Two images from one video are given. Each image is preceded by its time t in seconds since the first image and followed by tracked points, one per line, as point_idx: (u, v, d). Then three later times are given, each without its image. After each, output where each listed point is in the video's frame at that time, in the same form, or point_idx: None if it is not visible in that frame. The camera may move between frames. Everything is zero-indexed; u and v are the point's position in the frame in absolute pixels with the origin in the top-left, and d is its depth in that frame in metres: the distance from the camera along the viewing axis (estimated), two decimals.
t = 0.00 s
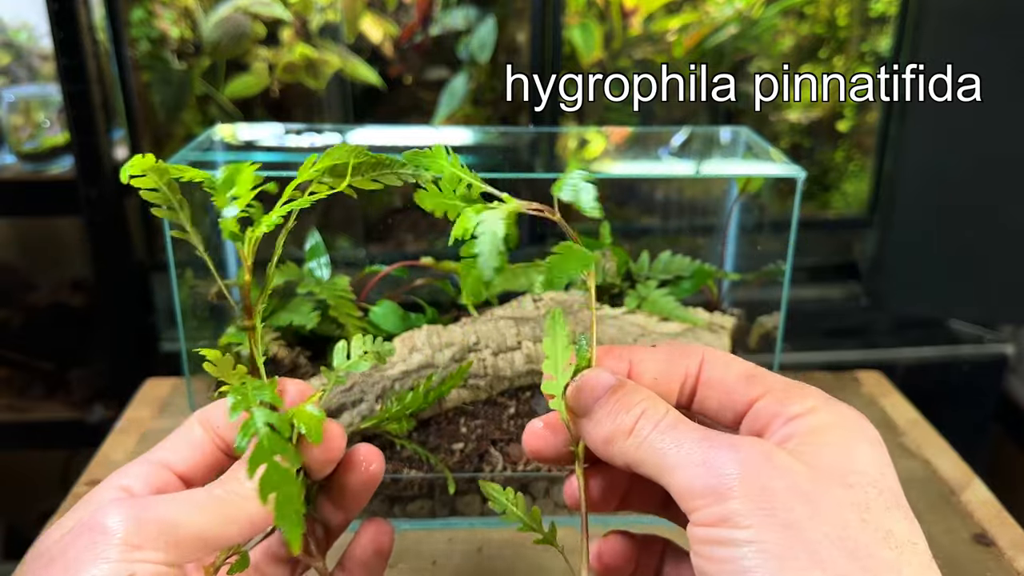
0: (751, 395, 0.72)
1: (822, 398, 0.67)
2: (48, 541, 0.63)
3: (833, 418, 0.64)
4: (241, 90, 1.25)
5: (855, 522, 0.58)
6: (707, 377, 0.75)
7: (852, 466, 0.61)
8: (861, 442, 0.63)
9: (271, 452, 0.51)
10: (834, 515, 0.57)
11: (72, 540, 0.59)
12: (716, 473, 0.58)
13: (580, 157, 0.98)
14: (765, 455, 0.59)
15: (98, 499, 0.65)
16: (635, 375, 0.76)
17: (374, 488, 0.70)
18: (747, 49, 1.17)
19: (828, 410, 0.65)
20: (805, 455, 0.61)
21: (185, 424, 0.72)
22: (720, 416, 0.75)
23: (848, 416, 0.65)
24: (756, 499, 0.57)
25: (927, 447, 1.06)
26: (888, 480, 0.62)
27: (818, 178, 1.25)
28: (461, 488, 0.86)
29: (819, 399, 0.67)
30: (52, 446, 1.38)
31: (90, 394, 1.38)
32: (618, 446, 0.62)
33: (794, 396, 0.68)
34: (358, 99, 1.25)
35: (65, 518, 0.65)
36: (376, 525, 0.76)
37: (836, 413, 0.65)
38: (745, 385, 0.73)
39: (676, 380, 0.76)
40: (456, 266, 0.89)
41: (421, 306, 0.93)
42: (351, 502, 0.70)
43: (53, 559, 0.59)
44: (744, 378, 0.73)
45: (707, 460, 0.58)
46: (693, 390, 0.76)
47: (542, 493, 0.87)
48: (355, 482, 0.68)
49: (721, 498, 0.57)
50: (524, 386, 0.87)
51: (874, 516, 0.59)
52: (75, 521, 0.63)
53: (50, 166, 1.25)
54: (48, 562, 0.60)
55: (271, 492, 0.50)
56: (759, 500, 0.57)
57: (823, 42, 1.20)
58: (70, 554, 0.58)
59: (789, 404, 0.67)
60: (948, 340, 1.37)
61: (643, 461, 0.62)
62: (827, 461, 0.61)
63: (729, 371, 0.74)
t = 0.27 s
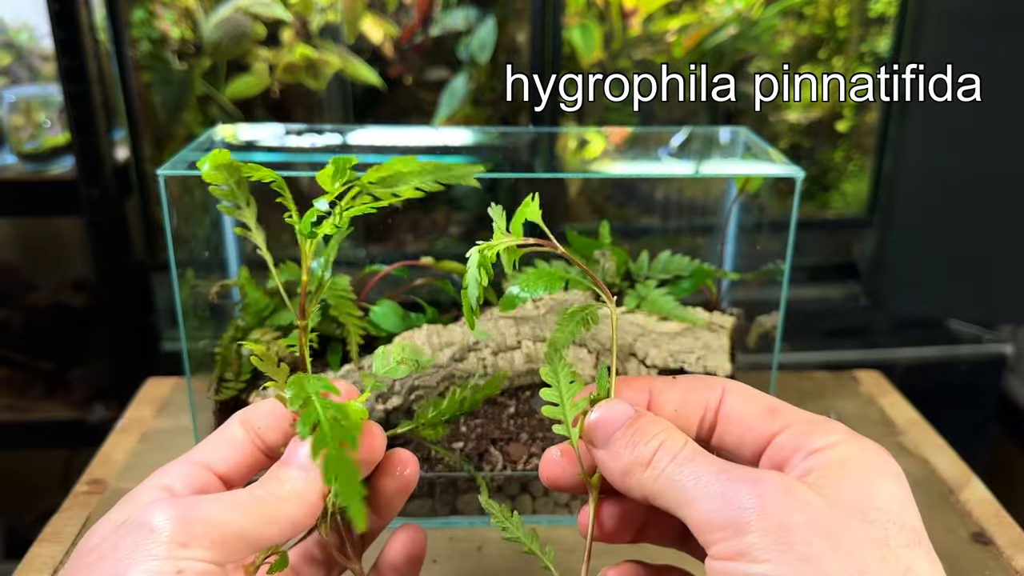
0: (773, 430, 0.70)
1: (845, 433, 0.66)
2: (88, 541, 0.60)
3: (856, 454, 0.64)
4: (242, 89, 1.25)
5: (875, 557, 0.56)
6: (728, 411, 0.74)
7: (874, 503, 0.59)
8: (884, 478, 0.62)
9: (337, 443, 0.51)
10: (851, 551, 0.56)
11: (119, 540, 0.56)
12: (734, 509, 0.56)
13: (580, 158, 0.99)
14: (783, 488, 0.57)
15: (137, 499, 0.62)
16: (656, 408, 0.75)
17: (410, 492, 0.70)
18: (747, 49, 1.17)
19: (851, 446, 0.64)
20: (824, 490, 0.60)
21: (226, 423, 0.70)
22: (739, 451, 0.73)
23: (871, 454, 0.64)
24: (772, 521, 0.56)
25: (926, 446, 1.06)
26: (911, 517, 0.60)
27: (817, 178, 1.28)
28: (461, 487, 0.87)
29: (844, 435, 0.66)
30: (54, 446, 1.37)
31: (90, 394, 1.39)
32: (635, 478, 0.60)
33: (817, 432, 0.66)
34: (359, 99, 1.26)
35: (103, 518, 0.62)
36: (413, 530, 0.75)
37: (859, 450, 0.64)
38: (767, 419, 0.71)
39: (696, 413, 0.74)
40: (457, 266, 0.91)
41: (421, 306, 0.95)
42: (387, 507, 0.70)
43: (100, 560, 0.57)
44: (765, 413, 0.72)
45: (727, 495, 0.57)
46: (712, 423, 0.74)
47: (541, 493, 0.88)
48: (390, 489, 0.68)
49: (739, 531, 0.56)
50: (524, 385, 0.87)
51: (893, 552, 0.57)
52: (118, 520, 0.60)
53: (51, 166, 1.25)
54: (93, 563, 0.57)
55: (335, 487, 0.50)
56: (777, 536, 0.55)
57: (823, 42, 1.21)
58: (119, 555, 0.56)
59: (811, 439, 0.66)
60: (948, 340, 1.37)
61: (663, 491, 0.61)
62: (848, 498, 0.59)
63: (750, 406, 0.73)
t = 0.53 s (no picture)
0: (783, 440, 0.71)
1: (854, 441, 0.67)
2: (106, 536, 0.60)
3: (871, 457, 0.64)
4: (241, 90, 1.25)
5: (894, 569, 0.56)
6: (736, 423, 0.74)
7: (891, 511, 0.59)
8: (900, 485, 0.62)
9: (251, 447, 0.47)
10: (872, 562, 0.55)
11: (138, 535, 0.57)
12: (751, 518, 0.56)
13: (580, 158, 0.99)
14: (800, 499, 0.57)
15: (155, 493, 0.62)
16: (661, 416, 0.74)
17: (425, 495, 0.71)
18: (747, 49, 1.17)
19: (864, 451, 0.65)
20: (842, 499, 0.59)
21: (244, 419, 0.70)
22: (749, 463, 0.73)
23: (884, 458, 0.65)
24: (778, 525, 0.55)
25: (926, 446, 1.06)
26: (926, 526, 0.61)
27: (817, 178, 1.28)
28: (461, 486, 0.88)
29: (854, 442, 0.67)
30: (55, 447, 1.37)
31: (90, 394, 1.39)
32: (649, 487, 0.60)
33: (829, 440, 0.67)
34: (359, 99, 1.26)
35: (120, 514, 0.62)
36: (427, 534, 0.74)
37: (874, 453, 0.65)
38: (775, 431, 0.72)
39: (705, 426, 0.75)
40: (457, 266, 0.91)
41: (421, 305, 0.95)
42: (401, 507, 0.70)
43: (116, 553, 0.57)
44: (775, 424, 0.72)
45: (743, 504, 0.57)
46: (721, 436, 0.75)
47: (541, 492, 0.88)
48: (405, 489, 0.69)
49: (755, 541, 0.55)
50: (524, 385, 0.87)
51: (912, 563, 0.57)
52: (137, 515, 0.60)
53: (51, 166, 1.25)
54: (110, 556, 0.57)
55: (218, 488, 0.45)
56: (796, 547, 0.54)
57: (822, 42, 1.21)
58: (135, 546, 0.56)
59: (826, 446, 0.67)
60: (948, 340, 1.37)
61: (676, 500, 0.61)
62: (867, 508, 0.59)
63: (758, 418, 0.74)
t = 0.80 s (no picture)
0: (778, 430, 0.71)
1: (851, 429, 0.67)
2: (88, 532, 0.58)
3: (865, 446, 0.64)
4: (241, 90, 1.25)
5: (893, 560, 0.56)
6: (730, 414, 0.75)
7: (888, 501, 0.59)
8: (898, 474, 0.61)
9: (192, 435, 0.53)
10: (870, 554, 0.55)
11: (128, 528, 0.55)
12: (748, 509, 0.56)
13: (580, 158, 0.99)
14: (797, 490, 0.57)
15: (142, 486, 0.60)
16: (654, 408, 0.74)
17: (423, 486, 0.71)
18: (747, 49, 1.19)
19: (861, 440, 0.65)
20: (840, 489, 0.59)
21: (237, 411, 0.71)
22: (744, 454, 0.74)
23: (881, 446, 0.64)
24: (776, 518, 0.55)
25: (926, 447, 1.06)
26: (925, 516, 0.60)
27: (817, 177, 1.29)
28: (461, 487, 0.87)
29: (850, 431, 0.67)
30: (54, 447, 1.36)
31: (90, 394, 1.39)
32: (645, 477, 0.60)
33: (824, 429, 0.67)
34: (359, 99, 1.26)
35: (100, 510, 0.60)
36: (427, 524, 0.75)
37: (869, 441, 0.64)
38: (770, 420, 0.73)
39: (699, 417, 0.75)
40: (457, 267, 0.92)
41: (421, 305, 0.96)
42: (400, 497, 0.70)
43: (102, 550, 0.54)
44: (770, 413, 0.73)
45: (741, 495, 0.57)
46: (716, 428, 0.75)
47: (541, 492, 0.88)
48: (402, 478, 0.69)
49: (753, 532, 0.55)
50: (524, 385, 0.88)
51: (911, 554, 0.57)
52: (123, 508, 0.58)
53: (51, 166, 1.25)
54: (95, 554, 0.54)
55: (150, 467, 0.51)
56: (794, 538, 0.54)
57: (822, 42, 1.22)
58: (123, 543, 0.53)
59: (821, 436, 0.67)
60: (948, 340, 1.37)
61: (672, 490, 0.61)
62: (865, 497, 0.59)
63: (753, 409, 0.74)
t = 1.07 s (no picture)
0: (771, 411, 0.71)
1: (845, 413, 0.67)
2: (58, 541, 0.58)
3: (859, 430, 0.64)
4: (241, 90, 1.25)
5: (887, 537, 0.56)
6: (724, 395, 0.74)
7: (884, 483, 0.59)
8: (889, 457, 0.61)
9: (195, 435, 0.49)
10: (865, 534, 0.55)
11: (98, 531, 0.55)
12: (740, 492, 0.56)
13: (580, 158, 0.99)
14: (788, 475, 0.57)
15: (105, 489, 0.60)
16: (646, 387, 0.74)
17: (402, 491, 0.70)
18: (746, 49, 1.18)
19: (855, 423, 0.65)
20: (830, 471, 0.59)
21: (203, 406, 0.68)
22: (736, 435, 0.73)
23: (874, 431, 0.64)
24: (771, 500, 0.55)
25: (926, 446, 1.06)
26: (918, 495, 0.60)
27: (817, 178, 1.30)
28: (460, 487, 0.88)
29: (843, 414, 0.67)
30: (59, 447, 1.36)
31: (90, 395, 1.38)
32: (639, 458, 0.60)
33: (819, 413, 0.67)
34: (359, 99, 1.26)
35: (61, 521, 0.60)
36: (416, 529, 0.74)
37: (862, 426, 0.64)
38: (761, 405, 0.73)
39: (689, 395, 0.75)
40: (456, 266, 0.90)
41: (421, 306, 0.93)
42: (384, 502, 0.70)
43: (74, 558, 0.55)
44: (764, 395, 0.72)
45: (735, 479, 0.56)
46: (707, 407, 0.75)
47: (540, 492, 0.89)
48: (386, 478, 0.69)
49: (747, 516, 0.55)
50: (524, 385, 0.87)
51: (908, 537, 0.57)
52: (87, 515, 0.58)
53: (50, 166, 1.25)
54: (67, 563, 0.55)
55: (154, 472, 0.47)
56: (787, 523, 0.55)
57: (823, 42, 1.24)
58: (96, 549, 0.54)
59: (815, 417, 0.67)
60: (948, 340, 1.37)
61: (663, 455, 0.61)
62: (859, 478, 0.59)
63: (746, 388, 0.74)
